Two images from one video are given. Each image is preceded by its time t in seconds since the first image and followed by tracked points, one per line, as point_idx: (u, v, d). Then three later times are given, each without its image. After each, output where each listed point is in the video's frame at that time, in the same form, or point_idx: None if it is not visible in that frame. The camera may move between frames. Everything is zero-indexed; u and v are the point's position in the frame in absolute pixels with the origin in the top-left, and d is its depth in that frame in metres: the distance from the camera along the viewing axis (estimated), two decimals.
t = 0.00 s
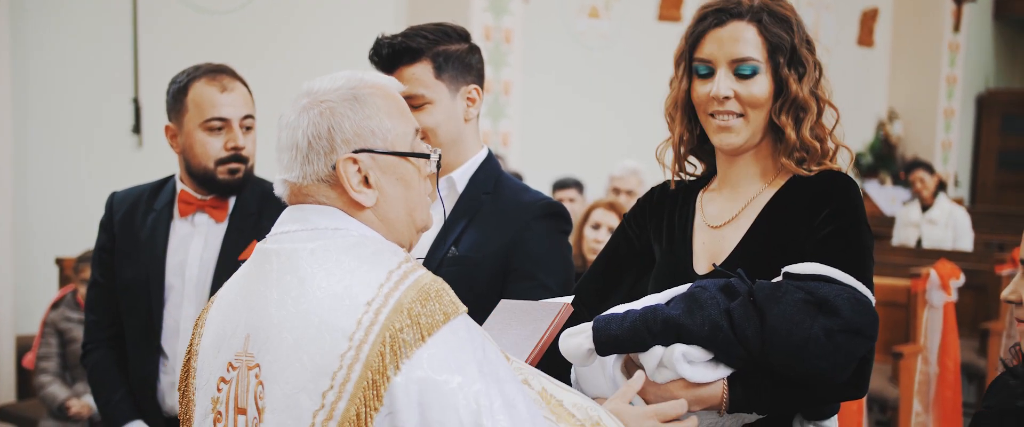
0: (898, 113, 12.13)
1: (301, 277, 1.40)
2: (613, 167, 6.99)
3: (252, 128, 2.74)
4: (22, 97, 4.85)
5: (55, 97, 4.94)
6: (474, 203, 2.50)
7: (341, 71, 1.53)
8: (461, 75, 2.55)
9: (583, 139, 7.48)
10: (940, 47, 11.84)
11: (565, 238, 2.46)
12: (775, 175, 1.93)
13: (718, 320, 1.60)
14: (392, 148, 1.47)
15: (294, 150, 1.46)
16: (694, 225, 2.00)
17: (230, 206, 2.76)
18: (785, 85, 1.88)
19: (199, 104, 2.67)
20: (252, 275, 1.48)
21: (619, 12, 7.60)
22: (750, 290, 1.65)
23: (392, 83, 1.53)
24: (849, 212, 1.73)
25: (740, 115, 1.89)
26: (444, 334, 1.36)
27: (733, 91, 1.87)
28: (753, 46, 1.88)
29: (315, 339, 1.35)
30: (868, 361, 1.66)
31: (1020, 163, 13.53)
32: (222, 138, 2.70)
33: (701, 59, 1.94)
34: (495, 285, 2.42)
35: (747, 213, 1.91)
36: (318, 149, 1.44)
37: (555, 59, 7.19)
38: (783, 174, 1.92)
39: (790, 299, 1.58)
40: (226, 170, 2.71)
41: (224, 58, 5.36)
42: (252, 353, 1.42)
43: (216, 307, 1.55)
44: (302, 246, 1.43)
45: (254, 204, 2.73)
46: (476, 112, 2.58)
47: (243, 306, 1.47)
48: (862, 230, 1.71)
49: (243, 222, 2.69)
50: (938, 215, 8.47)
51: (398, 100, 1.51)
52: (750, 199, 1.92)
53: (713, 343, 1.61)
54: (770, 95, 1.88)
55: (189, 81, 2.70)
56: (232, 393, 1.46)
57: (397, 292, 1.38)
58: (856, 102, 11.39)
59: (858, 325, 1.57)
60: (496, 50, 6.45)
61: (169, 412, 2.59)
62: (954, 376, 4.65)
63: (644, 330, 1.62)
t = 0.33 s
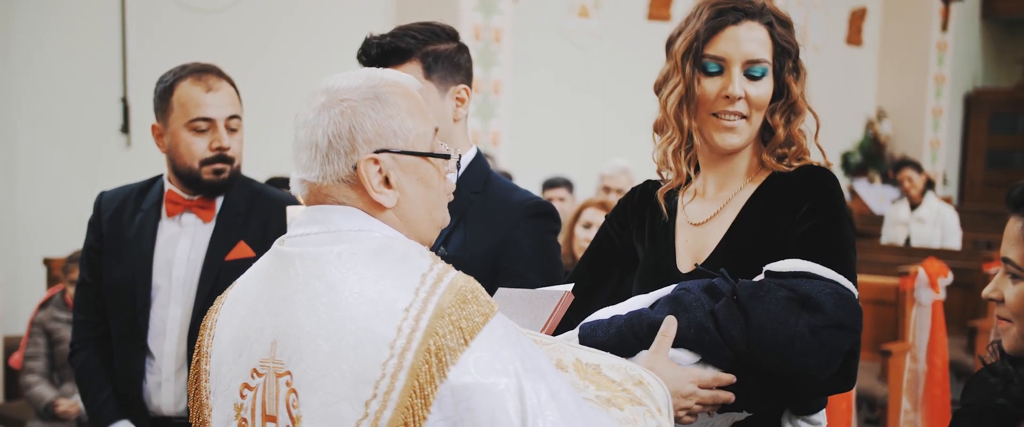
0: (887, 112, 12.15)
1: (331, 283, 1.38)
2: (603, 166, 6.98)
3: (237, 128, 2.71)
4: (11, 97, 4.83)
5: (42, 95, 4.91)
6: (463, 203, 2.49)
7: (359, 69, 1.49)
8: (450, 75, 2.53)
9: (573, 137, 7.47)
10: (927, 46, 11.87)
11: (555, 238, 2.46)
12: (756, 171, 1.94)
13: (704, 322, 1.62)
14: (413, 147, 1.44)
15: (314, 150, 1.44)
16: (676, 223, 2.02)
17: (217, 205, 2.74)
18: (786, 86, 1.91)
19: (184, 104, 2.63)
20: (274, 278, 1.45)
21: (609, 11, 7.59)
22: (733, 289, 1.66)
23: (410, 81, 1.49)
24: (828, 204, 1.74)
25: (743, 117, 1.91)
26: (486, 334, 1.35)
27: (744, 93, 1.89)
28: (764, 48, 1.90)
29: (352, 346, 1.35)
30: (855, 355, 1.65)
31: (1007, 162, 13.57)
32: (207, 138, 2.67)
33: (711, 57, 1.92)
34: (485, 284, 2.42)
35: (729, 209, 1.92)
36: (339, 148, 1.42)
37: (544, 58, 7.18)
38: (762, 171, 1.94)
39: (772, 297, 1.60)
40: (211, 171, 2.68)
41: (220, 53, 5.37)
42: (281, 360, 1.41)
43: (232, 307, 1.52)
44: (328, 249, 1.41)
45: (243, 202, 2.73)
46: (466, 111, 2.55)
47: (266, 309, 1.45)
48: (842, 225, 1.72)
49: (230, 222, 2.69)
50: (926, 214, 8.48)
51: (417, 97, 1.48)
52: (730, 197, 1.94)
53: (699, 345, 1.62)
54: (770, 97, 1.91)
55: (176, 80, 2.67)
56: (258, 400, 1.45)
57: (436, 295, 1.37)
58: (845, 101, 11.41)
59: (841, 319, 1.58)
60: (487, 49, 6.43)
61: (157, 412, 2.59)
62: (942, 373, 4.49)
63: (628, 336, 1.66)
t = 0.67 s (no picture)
0: (873, 114, 12.20)
1: (362, 297, 1.38)
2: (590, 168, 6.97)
3: (220, 130, 2.71)
4: None
5: (27, 101, 4.92)
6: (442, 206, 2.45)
7: (389, 71, 1.49)
8: (435, 78, 2.52)
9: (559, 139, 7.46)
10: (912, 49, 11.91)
11: (540, 241, 2.44)
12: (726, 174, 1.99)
13: (692, 334, 1.63)
14: (442, 157, 1.46)
15: (341, 154, 1.44)
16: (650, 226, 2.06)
17: (201, 208, 2.73)
18: (760, 93, 1.99)
19: (167, 105, 2.62)
20: (298, 288, 1.45)
21: (594, 13, 7.59)
22: (716, 299, 1.67)
23: (439, 86, 1.50)
24: (802, 204, 1.78)
25: (721, 125, 1.96)
26: (521, 353, 1.38)
27: (724, 102, 1.93)
28: (742, 57, 1.94)
29: (385, 362, 1.35)
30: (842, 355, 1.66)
31: (991, 164, 13.63)
32: (188, 140, 2.65)
33: (692, 65, 1.96)
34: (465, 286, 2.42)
35: (702, 212, 1.97)
36: (368, 155, 1.43)
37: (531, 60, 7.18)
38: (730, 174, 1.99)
39: (757, 305, 1.61)
40: (192, 173, 2.66)
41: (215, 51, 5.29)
42: (307, 373, 1.41)
43: (251, 312, 1.52)
44: (357, 262, 1.42)
45: (228, 205, 2.72)
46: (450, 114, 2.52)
47: (290, 319, 1.45)
48: (818, 222, 1.77)
49: (215, 223, 2.68)
50: (911, 216, 8.50)
51: (447, 105, 1.49)
52: (704, 199, 1.99)
53: (689, 357, 1.62)
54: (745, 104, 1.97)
55: (158, 83, 2.66)
56: (279, 412, 1.45)
57: (472, 314, 1.39)
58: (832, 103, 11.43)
59: (825, 318, 1.60)
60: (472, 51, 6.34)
61: (140, 415, 2.58)
62: (927, 375, 4.51)
63: (618, 352, 1.66)
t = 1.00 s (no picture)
0: (852, 117, 12.26)
1: (353, 298, 1.39)
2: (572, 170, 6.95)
3: (199, 132, 2.70)
4: None
5: (24, 105, 4.66)
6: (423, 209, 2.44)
7: (388, 73, 1.50)
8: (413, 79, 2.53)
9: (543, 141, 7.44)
10: (891, 51, 11.96)
11: (518, 241, 2.44)
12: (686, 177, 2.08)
13: (681, 340, 1.64)
14: (438, 161, 1.47)
15: (338, 155, 1.45)
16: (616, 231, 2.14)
17: (180, 209, 2.73)
18: (718, 96, 2.08)
19: (145, 107, 2.61)
20: (288, 288, 1.47)
21: (576, 15, 7.57)
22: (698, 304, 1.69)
23: (434, 88, 1.50)
24: (769, 199, 1.86)
25: (682, 130, 2.04)
26: (511, 360, 1.39)
27: (684, 108, 2.00)
28: (701, 64, 2.01)
29: (375, 364, 1.36)
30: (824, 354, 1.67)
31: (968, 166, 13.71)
32: (167, 142, 2.65)
33: (653, 72, 2.03)
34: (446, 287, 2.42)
35: (667, 214, 2.04)
36: (365, 156, 1.43)
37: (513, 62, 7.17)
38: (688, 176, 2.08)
39: (740, 306, 1.62)
40: (171, 175, 2.66)
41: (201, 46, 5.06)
42: (295, 372, 1.42)
43: (242, 310, 1.53)
44: (349, 263, 1.42)
45: (207, 207, 2.72)
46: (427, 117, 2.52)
47: (280, 319, 1.46)
48: (783, 210, 1.84)
49: (194, 224, 2.68)
50: (890, 217, 8.55)
51: (444, 108, 1.49)
52: (668, 201, 2.06)
53: (681, 364, 1.64)
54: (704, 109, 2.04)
55: (137, 84, 2.64)
56: (267, 411, 1.47)
57: (463, 319, 1.40)
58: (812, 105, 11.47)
59: (810, 310, 1.61)
60: (454, 52, 6.14)
61: (118, 416, 2.58)
62: (905, 374, 4.68)
63: (609, 365, 1.66)
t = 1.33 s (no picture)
0: (828, 118, 12.30)
1: (321, 292, 1.40)
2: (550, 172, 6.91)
3: (172, 133, 2.68)
4: None
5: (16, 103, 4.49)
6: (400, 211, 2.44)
7: (355, 74, 1.52)
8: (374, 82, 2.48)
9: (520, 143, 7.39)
10: (866, 53, 12.00)
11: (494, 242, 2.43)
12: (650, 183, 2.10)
13: (666, 343, 1.64)
14: (406, 156, 1.48)
15: (307, 152, 1.46)
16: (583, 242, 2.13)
17: (153, 210, 2.71)
18: (676, 103, 2.12)
19: (118, 107, 2.59)
20: (260, 285, 1.48)
21: (554, 16, 7.52)
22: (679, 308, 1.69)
23: (402, 89, 1.52)
24: (735, 202, 1.90)
25: (645, 140, 2.04)
26: (476, 350, 1.39)
27: (648, 119, 2.00)
28: (660, 74, 2.01)
29: (341, 355, 1.37)
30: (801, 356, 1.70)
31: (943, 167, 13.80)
32: (140, 142, 2.63)
33: (614, 85, 2.02)
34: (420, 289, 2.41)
35: (636, 219, 2.06)
36: (333, 151, 1.44)
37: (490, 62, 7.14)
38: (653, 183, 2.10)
39: (722, 306, 1.62)
40: (144, 175, 2.64)
41: (184, 42, 5.00)
42: (266, 367, 1.43)
43: (217, 310, 1.54)
44: (319, 258, 1.44)
45: (181, 206, 2.70)
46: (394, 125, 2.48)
47: (252, 315, 1.47)
48: (750, 214, 1.88)
49: (168, 225, 2.66)
50: (866, 218, 8.59)
51: (412, 109, 1.51)
52: (635, 207, 2.07)
53: (673, 368, 1.63)
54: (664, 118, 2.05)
55: (110, 84, 2.63)
56: (239, 407, 1.47)
57: (429, 309, 1.41)
58: (789, 107, 11.50)
59: (792, 308, 1.63)
60: (432, 53, 6.13)
61: (91, 418, 2.56)
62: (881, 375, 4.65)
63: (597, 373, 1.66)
